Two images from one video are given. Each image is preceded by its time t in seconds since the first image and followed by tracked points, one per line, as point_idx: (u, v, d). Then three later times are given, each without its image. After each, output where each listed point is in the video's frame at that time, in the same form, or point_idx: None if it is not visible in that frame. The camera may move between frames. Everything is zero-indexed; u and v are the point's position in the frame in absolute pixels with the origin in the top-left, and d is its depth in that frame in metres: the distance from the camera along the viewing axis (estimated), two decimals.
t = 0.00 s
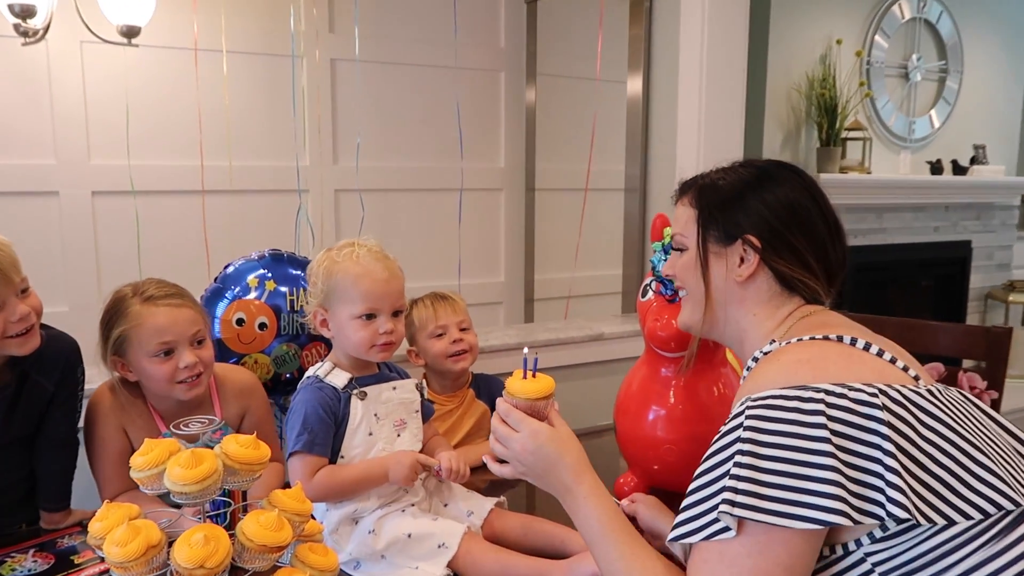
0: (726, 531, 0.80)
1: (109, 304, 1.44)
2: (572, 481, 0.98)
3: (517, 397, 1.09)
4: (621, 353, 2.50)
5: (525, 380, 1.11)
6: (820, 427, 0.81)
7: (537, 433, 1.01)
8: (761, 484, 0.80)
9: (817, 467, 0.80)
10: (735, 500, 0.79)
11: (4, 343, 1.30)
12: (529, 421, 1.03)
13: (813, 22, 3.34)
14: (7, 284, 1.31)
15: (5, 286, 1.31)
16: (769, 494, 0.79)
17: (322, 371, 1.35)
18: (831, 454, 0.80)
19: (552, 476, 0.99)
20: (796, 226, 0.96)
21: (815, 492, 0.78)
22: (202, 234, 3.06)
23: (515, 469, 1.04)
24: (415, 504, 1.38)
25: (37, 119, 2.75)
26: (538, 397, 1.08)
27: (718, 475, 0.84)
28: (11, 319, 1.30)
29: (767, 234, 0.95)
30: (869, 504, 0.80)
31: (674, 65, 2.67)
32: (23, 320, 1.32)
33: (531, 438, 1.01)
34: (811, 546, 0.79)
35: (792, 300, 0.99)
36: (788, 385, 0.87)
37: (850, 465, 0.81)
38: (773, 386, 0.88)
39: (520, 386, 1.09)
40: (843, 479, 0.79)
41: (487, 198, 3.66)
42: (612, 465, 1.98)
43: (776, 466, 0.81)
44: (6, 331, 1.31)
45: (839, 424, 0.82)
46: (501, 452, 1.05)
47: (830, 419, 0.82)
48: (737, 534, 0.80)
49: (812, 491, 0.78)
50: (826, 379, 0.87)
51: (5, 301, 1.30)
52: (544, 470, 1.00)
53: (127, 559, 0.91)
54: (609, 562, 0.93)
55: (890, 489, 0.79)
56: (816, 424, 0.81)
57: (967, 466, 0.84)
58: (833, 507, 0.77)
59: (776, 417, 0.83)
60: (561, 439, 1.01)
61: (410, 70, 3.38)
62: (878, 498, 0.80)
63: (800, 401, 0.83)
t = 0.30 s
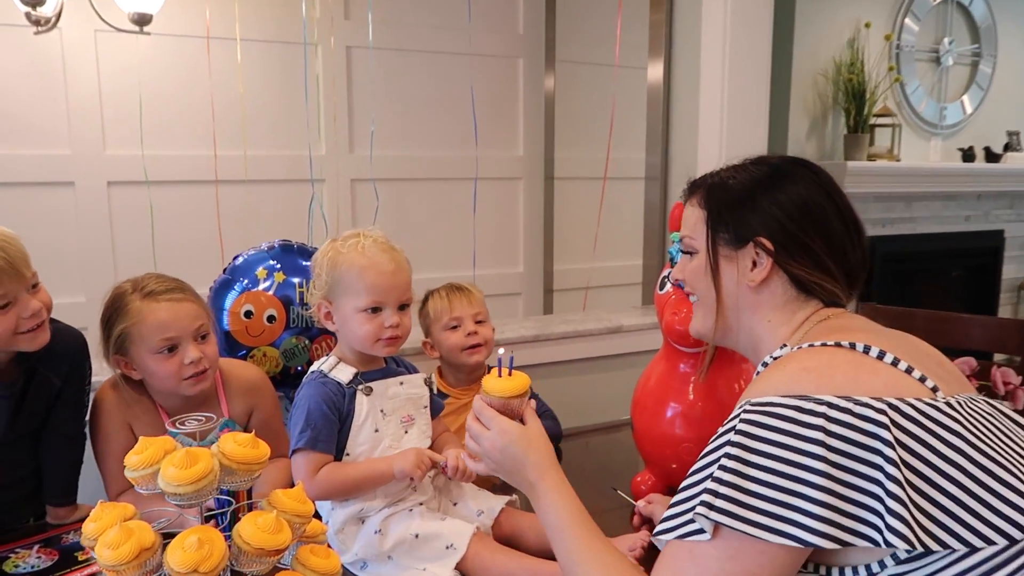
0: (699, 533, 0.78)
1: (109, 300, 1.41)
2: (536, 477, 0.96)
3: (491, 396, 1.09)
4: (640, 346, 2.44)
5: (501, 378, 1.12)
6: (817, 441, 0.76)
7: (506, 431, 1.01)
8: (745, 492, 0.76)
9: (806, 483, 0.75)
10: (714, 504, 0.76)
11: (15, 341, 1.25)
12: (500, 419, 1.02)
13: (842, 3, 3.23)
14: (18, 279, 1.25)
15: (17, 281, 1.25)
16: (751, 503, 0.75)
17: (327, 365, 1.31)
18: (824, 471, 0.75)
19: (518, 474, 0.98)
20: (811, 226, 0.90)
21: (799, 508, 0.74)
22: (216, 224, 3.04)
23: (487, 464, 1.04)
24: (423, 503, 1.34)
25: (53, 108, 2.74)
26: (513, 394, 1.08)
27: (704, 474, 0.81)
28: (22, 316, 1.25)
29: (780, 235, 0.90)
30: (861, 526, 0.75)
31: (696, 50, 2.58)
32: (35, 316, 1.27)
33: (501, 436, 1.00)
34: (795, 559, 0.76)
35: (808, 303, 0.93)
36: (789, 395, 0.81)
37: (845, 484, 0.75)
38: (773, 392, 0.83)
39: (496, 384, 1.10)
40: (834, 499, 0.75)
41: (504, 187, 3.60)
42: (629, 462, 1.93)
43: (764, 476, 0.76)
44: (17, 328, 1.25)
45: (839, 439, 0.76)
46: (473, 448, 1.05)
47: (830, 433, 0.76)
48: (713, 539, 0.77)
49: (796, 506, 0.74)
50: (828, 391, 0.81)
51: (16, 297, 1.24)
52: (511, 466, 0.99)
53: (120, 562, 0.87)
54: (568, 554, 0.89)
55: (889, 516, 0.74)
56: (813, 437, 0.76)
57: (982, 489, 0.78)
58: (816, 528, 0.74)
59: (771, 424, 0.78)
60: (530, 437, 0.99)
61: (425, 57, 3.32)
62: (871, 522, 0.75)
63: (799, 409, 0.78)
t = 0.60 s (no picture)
0: (687, 519, 0.76)
1: (133, 286, 1.41)
2: (521, 456, 0.98)
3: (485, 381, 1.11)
4: (672, 332, 2.38)
5: (493, 364, 1.14)
6: (819, 445, 0.74)
7: (495, 413, 1.04)
8: (739, 488, 0.75)
9: (803, 486, 0.74)
10: (705, 495, 0.75)
11: (42, 330, 1.25)
12: (489, 401, 1.05)
13: None
14: (43, 267, 1.25)
15: (43, 271, 1.25)
16: (744, 500, 0.75)
17: (349, 351, 1.30)
18: (822, 475, 0.73)
19: (505, 455, 1.01)
20: (834, 224, 0.89)
21: (791, 509, 0.73)
22: (248, 208, 3.05)
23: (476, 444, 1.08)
24: (447, 491, 1.32)
25: (89, 93, 2.77)
26: (503, 379, 1.11)
27: (702, 462, 0.80)
28: (48, 304, 1.25)
29: (801, 234, 0.88)
30: (859, 531, 0.73)
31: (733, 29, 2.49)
32: (60, 304, 1.27)
33: (489, 418, 1.03)
34: (773, 557, 0.76)
35: (833, 304, 0.91)
36: (800, 396, 0.78)
37: (846, 490, 0.73)
38: (782, 391, 0.80)
39: (488, 369, 1.12)
40: (831, 503, 0.73)
41: (537, 171, 3.57)
42: (659, 451, 1.89)
43: (761, 475, 0.75)
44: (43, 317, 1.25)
45: (844, 444, 0.74)
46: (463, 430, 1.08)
47: (835, 438, 0.74)
48: (700, 526, 0.76)
49: (789, 507, 0.74)
50: (841, 396, 0.77)
51: (41, 285, 1.25)
52: (497, 448, 1.02)
53: (138, 548, 0.87)
54: (546, 526, 0.91)
55: (898, 530, 0.71)
56: (816, 439, 0.74)
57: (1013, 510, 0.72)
58: (805, 528, 0.73)
59: (774, 422, 0.76)
60: (517, 421, 1.03)
61: (456, 38, 3.28)
62: (869, 528, 0.73)
63: (805, 410, 0.75)
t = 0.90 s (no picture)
0: (699, 516, 0.79)
1: (173, 274, 1.43)
2: (539, 443, 1.01)
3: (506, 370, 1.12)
4: (713, 324, 2.33)
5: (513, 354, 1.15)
6: (834, 448, 0.75)
7: (514, 401, 1.05)
8: (752, 488, 0.77)
9: (817, 488, 0.75)
10: (718, 495, 0.77)
11: (89, 320, 1.27)
12: (509, 390, 1.07)
13: None
14: (91, 259, 1.27)
15: (90, 262, 1.27)
16: (757, 500, 0.77)
17: (382, 339, 1.32)
18: (837, 478, 0.75)
19: (523, 441, 1.03)
20: (860, 223, 0.90)
21: (805, 511, 0.75)
22: (287, 197, 3.08)
23: (498, 432, 1.09)
24: (480, 482, 1.31)
25: (135, 82, 2.83)
26: (523, 368, 1.12)
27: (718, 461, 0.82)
28: (95, 295, 1.27)
29: (826, 235, 0.89)
30: (874, 533, 0.75)
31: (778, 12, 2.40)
32: (106, 295, 1.29)
33: (508, 406, 1.05)
34: (779, 557, 0.78)
35: (860, 306, 0.92)
36: (817, 399, 0.79)
37: (862, 493, 0.75)
38: (802, 392, 0.81)
39: (509, 359, 1.13)
40: (846, 506, 0.75)
41: (576, 160, 3.53)
42: (698, 445, 1.85)
43: (775, 476, 0.77)
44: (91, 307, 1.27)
45: (861, 448, 0.75)
46: (484, 418, 1.10)
47: (851, 441, 0.75)
48: (711, 523, 0.78)
49: (802, 508, 0.76)
50: (858, 399, 0.79)
51: (89, 277, 1.27)
52: (517, 435, 1.04)
53: (172, 533, 0.87)
54: (561, 510, 0.93)
55: (914, 534, 0.72)
56: (831, 442, 0.75)
57: None
58: (819, 531, 0.75)
59: (789, 424, 0.78)
60: (535, 409, 1.04)
61: (494, 25, 3.25)
62: (885, 531, 0.75)
63: (821, 412, 0.77)
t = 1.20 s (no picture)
0: (722, 510, 0.82)
1: (209, 269, 1.46)
2: (565, 431, 1.04)
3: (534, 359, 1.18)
4: (751, 321, 2.28)
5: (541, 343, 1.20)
6: (861, 448, 0.77)
7: (541, 390, 1.09)
8: (777, 485, 0.80)
9: (842, 487, 0.78)
10: (743, 490, 0.81)
11: (129, 313, 1.30)
12: (536, 379, 1.11)
13: None
14: (132, 252, 1.30)
15: (131, 255, 1.30)
16: (781, 497, 0.80)
17: (410, 333, 1.32)
18: (862, 478, 0.77)
19: (550, 430, 1.07)
20: (899, 221, 0.87)
21: (829, 509, 0.78)
22: (324, 192, 3.12)
23: (525, 419, 1.13)
24: (509, 476, 1.31)
25: (178, 80, 2.89)
26: (551, 357, 1.17)
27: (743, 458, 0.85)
28: (136, 288, 1.30)
29: (863, 234, 0.86)
30: (899, 533, 0.77)
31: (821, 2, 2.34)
32: (146, 288, 1.32)
33: (535, 394, 1.09)
34: (800, 554, 0.81)
35: (898, 305, 0.90)
36: (846, 398, 0.82)
37: (887, 493, 0.77)
38: (831, 392, 0.83)
39: (537, 348, 1.19)
40: (871, 505, 0.77)
41: (612, 154, 3.50)
42: (734, 443, 1.82)
43: (800, 474, 0.80)
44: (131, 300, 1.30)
45: (889, 449, 0.77)
46: (512, 405, 1.14)
47: (879, 442, 0.77)
48: (734, 517, 0.82)
49: (826, 507, 0.78)
50: (888, 398, 0.80)
51: (130, 270, 1.29)
52: (544, 424, 1.08)
53: (204, 523, 0.89)
54: (587, 500, 0.97)
55: (940, 536, 0.74)
56: (858, 442, 0.78)
57: None
58: (843, 530, 0.78)
59: (816, 424, 0.80)
60: (562, 396, 1.08)
61: (530, 19, 3.24)
62: (911, 532, 0.77)
63: (848, 412, 0.79)
